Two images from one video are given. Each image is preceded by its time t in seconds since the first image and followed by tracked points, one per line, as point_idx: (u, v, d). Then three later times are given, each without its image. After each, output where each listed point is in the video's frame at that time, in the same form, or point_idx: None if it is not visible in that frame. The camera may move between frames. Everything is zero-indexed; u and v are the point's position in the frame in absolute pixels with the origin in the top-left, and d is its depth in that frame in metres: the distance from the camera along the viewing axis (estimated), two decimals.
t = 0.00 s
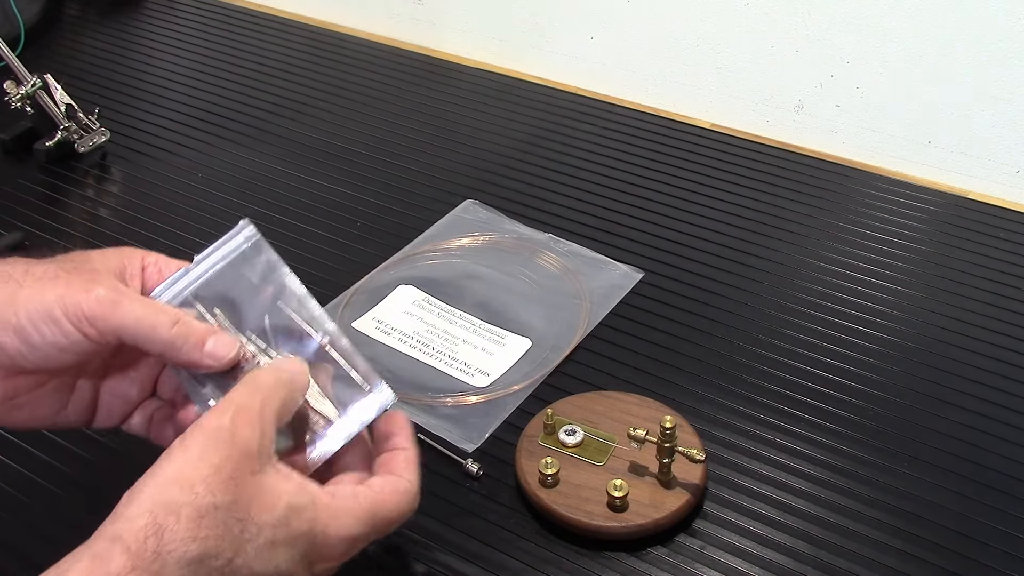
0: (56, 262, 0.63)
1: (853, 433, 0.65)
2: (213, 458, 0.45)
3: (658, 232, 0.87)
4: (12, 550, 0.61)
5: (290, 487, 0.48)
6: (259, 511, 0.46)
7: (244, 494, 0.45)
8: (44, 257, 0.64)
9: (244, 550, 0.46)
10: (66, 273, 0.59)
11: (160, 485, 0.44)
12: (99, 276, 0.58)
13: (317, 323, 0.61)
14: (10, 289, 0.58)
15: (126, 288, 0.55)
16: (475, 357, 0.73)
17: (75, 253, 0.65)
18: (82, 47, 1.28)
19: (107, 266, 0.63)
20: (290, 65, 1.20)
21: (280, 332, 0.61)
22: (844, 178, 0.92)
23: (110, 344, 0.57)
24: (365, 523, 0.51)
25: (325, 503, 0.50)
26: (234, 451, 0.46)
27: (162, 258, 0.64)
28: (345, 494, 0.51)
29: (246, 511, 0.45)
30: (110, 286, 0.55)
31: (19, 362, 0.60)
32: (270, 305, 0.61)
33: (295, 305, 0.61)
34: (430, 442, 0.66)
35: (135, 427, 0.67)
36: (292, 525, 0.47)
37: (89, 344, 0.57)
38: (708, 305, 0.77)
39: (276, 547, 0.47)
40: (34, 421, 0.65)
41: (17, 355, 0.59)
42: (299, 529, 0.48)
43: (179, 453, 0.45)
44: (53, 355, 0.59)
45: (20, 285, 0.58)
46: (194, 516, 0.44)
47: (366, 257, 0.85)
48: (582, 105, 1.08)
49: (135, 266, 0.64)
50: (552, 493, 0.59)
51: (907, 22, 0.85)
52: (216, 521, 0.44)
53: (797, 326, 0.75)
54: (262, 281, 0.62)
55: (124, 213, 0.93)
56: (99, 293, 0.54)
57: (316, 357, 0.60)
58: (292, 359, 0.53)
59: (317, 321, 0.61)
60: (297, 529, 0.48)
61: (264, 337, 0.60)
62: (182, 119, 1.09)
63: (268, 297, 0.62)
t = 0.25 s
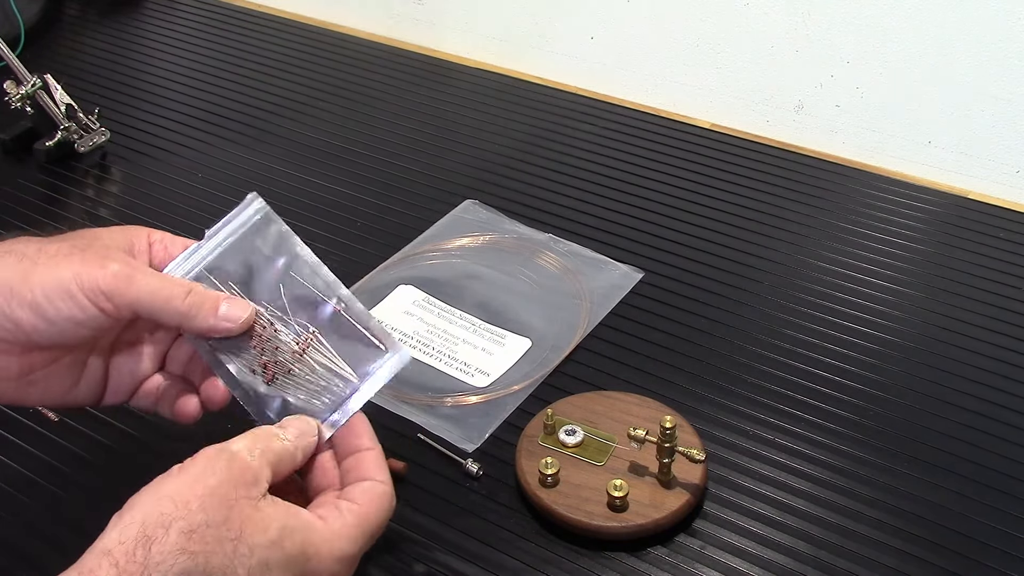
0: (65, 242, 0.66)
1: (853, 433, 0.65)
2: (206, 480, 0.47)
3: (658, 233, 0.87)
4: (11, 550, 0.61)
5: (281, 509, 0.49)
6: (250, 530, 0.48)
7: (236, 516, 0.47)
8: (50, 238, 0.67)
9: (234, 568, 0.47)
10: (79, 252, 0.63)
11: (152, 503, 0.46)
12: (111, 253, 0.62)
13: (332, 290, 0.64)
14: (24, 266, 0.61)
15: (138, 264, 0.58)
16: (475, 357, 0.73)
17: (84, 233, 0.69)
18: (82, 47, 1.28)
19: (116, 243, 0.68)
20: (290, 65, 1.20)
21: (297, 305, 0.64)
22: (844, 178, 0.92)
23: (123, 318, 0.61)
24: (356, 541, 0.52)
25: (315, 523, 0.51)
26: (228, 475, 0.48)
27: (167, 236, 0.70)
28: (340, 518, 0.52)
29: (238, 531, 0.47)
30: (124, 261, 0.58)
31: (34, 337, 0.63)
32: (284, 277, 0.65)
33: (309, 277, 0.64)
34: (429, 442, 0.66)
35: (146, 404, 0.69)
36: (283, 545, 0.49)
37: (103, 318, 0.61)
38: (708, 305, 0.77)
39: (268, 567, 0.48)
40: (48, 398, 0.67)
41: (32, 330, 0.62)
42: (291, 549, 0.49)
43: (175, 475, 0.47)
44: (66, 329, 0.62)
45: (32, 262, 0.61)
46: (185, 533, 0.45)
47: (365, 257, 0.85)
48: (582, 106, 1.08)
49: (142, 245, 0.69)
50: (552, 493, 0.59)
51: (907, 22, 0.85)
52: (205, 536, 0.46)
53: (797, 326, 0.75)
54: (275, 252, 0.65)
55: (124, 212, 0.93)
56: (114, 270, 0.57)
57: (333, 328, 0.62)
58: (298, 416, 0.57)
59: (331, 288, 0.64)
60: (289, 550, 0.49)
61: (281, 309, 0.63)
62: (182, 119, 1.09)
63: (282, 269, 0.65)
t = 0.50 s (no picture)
0: (56, 245, 0.66)
1: (854, 433, 0.65)
2: (220, 490, 0.47)
3: (658, 233, 0.87)
4: (11, 549, 0.60)
5: (292, 521, 0.49)
6: (260, 540, 0.47)
7: (245, 525, 0.47)
8: (39, 241, 0.67)
9: None
10: (73, 254, 0.63)
11: (162, 509, 0.46)
12: (105, 254, 0.62)
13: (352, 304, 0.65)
14: (19, 272, 0.61)
15: (133, 263, 0.58)
16: (475, 357, 0.73)
17: (70, 236, 0.69)
18: (82, 47, 1.28)
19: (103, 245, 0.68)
20: (290, 65, 1.20)
21: (319, 318, 0.65)
22: (844, 178, 0.92)
23: (123, 319, 0.61)
24: (363, 558, 0.52)
25: (325, 538, 0.51)
26: (241, 485, 0.48)
27: (155, 234, 0.71)
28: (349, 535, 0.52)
29: (245, 540, 0.46)
30: (119, 262, 0.58)
31: (29, 343, 0.64)
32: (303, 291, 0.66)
33: (331, 290, 0.66)
34: (429, 442, 0.66)
35: (141, 403, 0.71)
36: (291, 557, 0.48)
37: (102, 320, 0.61)
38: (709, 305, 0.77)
39: None
40: (45, 402, 0.69)
41: (30, 335, 0.62)
42: (298, 561, 0.49)
43: (187, 483, 0.47)
44: (64, 331, 0.62)
45: (26, 267, 0.61)
46: (191, 539, 0.45)
47: (365, 257, 0.85)
48: (582, 106, 1.08)
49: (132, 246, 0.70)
50: (552, 493, 0.59)
51: (908, 22, 0.85)
52: (213, 544, 0.45)
53: (797, 326, 0.75)
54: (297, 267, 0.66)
55: (124, 212, 0.93)
56: (110, 272, 0.57)
57: (353, 339, 0.64)
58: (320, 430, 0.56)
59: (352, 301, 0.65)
60: (296, 561, 0.48)
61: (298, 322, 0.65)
62: (181, 119, 1.09)
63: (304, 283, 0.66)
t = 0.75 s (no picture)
0: (58, 244, 0.65)
1: (853, 433, 0.65)
2: (231, 486, 0.47)
3: (658, 233, 0.87)
4: (11, 549, 0.60)
5: (302, 520, 0.49)
6: (270, 538, 0.47)
7: (256, 522, 0.47)
8: (40, 239, 0.67)
9: None
10: (78, 256, 0.62)
11: (173, 506, 0.46)
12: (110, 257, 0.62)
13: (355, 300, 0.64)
14: (23, 273, 0.61)
15: (136, 268, 0.59)
16: (475, 357, 0.73)
17: (70, 232, 0.69)
18: (82, 47, 1.28)
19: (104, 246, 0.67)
20: (290, 65, 1.20)
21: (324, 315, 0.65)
22: (844, 178, 0.92)
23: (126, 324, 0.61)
24: (373, 559, 0.51)
25: (334, 537, 0.50)
26: (252, 482, 0.48)
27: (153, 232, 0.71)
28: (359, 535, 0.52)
29: (256, 537, 0.46)
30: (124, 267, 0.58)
31: (34, 343, 0.64)
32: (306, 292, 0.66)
33: (333, 286, 0.65)
34: (429, 442, 0.66)
35: (138, 399, 0.71)
36: (300, 555, 0.48)
37: (106, 325, 0.61)
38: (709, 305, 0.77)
39: None
40: (47, 400, 0.69)
41: (34, 336, 0.62)
42: (308, 560, 0.48)
43: (199, 480, 0.47)
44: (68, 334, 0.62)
45: (30, 268, 0.61)
46: (202, 535, 0.45)
47: (365, 257, 0.85)
48: (582, 106, 1.07)
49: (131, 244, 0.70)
50: (552, 493, 0.59)
51: (907, 23, 0.85)
52: (223, 542, 0.45)
53: (797, 326, 0.75)
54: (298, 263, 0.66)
55: (124, 212, 0.93)
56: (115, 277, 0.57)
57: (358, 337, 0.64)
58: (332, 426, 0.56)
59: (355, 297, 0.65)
60: (306, 560, 0.48)
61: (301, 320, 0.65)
62: (182, 119, 1.09)
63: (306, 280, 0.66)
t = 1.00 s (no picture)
0: (64, 243, 0.65)
1: (854, 433, 0.65)
2: (233, 480, 0.47)
3: (657, 233, 0.87)
4: (11, 549, 0.60)
5: (304, 513, 0.49)
6: (272, 531, 0.47)
7: (258, 516, 0.47)
8: (46, 238, 0.67)
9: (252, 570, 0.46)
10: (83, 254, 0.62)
11: (176, 499, 0.46)
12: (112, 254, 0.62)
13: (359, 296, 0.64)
14: (26, 270, 0.61)
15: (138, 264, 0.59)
16: (475, 357, 0.73)
17: (75, 232, 0.69)
18: (82, 47, 1.28)
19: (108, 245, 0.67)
20: (290, 65, 1.20)
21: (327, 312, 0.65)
22: (844, 178, 0.92)
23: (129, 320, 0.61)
24: (376, 551, 0.51)
25: (336, 530, 0.50)
26: (254, 475, 0.48)
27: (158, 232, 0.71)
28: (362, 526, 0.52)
29: (258, 530, 0.46)
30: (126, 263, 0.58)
31: (38, 342, 0.64)
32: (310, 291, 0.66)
33: (337, 283, 0.65)
34: (429, 442, 0.66)
35: (142, 401, 0.71)
36: (302, 548, 0.48)
37: (109, 321, 0.61)
38: (709, 305, 0.77)
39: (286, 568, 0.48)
40: (50, 399, 0.69)
41: (38, 333, 0.62)
42: (309, 552, 0.49)
43: (201, 474, 0.47)
44: (72, 332, 0.62)
45: (33, 265, 0.61)
46: (205, 529, 0.45)
47: (365, 257, 0.85)
48: (582, 106, 1.07)
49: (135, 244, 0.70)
50: (552, 493, 0.59)
51: (907, 23, 0.85)
52: (226, 536, 0.46)
53: (797, 326, 0.75)
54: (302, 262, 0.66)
55: (124, 212, 0.93)
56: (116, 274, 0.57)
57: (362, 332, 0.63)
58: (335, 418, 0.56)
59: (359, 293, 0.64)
60: (307, 552, 0.48)
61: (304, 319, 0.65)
62: (182, 119, 1.09)
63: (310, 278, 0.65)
